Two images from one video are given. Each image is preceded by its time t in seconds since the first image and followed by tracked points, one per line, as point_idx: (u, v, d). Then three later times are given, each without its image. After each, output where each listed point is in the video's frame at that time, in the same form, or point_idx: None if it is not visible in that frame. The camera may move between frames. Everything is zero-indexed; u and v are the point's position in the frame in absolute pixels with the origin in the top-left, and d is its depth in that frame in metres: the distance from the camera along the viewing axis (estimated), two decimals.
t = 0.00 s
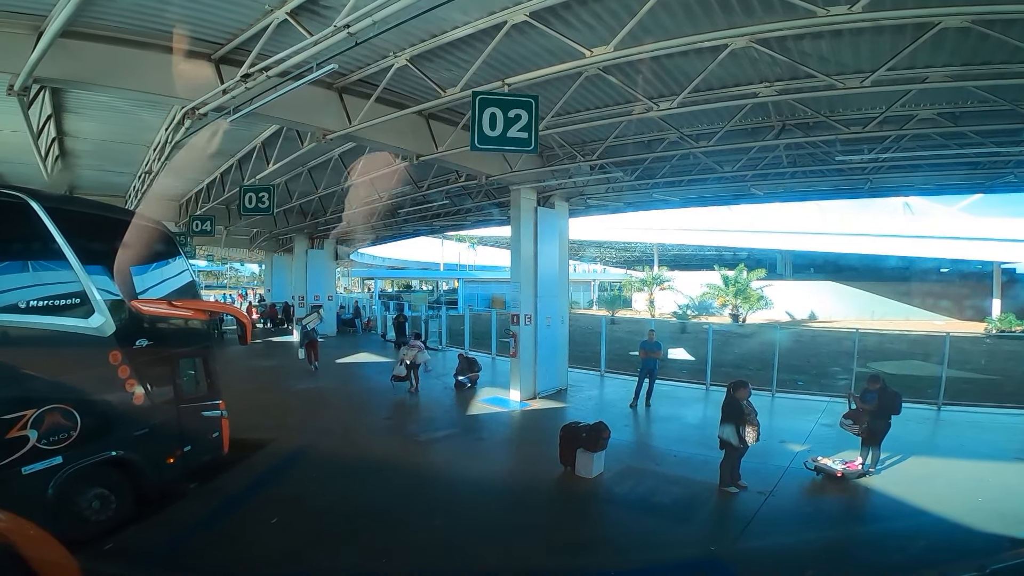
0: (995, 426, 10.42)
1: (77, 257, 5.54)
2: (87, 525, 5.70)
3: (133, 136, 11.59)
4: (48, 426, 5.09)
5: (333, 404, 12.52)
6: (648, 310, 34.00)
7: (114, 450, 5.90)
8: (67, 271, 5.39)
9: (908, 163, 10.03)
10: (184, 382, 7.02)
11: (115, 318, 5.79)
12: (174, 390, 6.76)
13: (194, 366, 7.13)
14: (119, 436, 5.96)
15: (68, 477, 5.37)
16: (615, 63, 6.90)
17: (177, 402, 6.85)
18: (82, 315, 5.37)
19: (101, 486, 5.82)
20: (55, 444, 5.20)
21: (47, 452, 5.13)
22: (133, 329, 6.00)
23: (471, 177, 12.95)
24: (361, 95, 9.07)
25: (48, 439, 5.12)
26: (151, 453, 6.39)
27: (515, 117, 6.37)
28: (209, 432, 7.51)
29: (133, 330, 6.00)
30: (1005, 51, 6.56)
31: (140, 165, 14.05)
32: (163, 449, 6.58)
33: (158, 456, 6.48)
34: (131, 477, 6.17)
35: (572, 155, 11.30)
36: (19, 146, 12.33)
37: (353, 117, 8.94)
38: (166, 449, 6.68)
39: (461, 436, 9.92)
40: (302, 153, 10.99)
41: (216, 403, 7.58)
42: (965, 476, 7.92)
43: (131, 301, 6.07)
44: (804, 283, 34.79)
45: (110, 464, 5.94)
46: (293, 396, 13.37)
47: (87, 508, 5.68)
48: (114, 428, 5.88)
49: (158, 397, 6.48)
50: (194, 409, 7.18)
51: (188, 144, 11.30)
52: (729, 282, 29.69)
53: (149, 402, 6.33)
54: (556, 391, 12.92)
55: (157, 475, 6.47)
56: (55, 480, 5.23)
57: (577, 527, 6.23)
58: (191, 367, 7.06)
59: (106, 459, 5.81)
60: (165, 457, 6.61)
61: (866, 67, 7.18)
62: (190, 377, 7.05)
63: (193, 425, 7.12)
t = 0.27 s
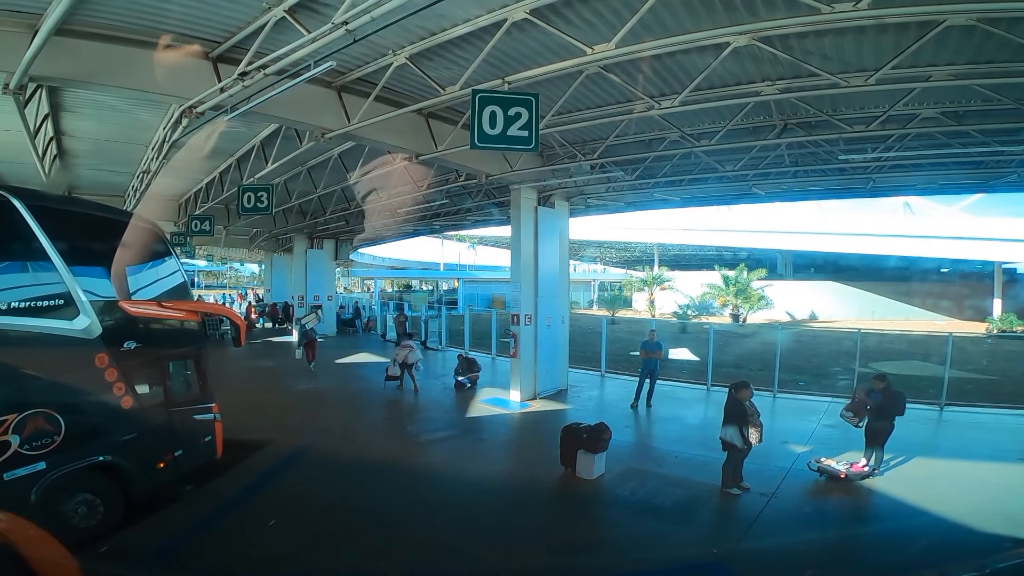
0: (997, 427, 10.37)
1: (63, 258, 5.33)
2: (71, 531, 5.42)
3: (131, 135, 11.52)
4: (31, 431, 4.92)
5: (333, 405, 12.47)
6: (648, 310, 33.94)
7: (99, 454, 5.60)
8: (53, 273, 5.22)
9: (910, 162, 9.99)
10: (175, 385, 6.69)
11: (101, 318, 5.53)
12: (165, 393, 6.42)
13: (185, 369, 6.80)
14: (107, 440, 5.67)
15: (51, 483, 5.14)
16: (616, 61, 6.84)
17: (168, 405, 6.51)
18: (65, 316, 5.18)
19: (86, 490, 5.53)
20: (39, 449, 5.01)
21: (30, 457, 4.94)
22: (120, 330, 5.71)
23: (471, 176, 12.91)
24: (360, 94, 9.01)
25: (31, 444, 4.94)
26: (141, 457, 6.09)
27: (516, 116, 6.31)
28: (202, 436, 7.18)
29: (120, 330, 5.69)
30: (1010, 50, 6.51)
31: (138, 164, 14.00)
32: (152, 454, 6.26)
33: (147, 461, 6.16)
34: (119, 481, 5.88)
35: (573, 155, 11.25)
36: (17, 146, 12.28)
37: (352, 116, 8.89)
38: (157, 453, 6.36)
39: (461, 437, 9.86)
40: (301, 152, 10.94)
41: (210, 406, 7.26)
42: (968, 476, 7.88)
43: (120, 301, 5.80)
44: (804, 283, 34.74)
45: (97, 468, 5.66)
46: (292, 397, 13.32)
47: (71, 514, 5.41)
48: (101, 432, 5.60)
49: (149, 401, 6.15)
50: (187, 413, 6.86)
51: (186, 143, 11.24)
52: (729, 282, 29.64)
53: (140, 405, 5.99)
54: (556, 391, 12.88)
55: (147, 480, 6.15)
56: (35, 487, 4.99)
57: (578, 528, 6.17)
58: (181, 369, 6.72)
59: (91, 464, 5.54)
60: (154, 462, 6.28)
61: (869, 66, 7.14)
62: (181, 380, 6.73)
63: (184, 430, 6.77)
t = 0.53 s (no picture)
0: (1000, 427, 10.32)
1: (48, 259, 5.13)
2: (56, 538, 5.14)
3: (130, 134, 11.48)
4: (13, 437, 4.66)
5: (332, 405, 12.43)
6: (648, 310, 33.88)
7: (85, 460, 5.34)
8: (37, 275, 5.04)
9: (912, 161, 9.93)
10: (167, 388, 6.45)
11: (90, 319, 5.38)
12: (155, 396, 6.18)
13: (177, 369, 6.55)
14: (94, 445, 5.40)
15: (34, 489, 4.85)
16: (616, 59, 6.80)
17: (158, 409, 6.25)
18: (48, 318, 5.02)
19: (72, 496, 5.26)
20: (21, 455, 4.73)
21: (12, 463, 4.66)
22: (107, 333, 5.49)
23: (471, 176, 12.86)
24: (360, 93, 8.97)
25: (12, 450, 4.66)
26: (131, 461, 5.85)
27: (516, 114, 6.26)
28: (195, 440, 6.93)
29: (107, 333, 5.50)
30: (1014, 47, 6.46)
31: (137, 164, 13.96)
32: (142, 459, 6.02)
33: (138, 467, 5.92)
34: (108, 486, 5.62)
35: (573, 154, 11.21)
36: (16, 146, 12.24)
37: (351, 115, 8.85)
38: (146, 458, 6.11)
39: (461, 437, 9.81)
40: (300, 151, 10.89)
41: (202, 410, 7.01)
42: (972, 477, 7.83)
43: (109, 302, 5.61)
44: (805, 283, 34.67)
45: (84, 473, 5.39)
46: (292, 397, 13.28)
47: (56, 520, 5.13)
48: (87, 438, 5.32)
49: (138, 405, 5.90)
50: (179, 417, 6.61)
51: (185, 142, 11.20)
52: (729, 281, 29.58)
53: (128, 409, 5.75)
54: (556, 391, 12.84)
55: (136, 485, 5.88)
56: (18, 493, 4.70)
57: (578, 529, 6.13)
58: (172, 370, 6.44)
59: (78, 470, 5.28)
60: (144, 467, 6.04)
61: (872, 64, 7.10)
62: (172, 382, 6.48)
63: (176, 434, 6.53)
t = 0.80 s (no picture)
0: (1002, 427, 10.28)
1: (29, 260, 4.91)
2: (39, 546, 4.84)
3: (128, 134, 11.45)
4: None
5: (332, 405, 12.39)
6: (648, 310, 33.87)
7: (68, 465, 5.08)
8: (18, 276, 4.80)
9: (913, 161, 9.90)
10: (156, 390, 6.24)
11: (80, 319, 5.22)
12: (143, 399, 5.95)
13: (167, 371, 6.36)
14: (79, 449, 5.18)
15: (14, 496, 4.58)
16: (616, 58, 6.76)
17: (146, 412, 6.02)
18: (30, 319, 4.78)
19: (57, 502, 5.00)
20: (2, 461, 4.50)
21: None
22: (93, 334, 5.28)
23: (471, 176, 12.83)
24: (359, 92, 8.94)
25: None
26: (118, 466, 5.64)
27: (516, 114, 6.24)
28: (184, 444, 6.67)
29: (96, 334, 5.31)
30: (1016, 47, 6.44)
31: (135, 165, 13.93)
32: (129, 464, 5.78)
33: (124, 471, 5.69)
34: (93, 492, 5.35)
35: (573, 154, 11.18)
36: (14, 146, 12.21)
37: (350, 114, 8.80)
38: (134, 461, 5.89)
39: (461, 438, 9.77)
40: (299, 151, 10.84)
41: (192, 413, 6.79)
42: (974, 478, 7.79)
43: (94, 303, 5.35)
44: (805, 283, 34.64)
45: (69, 478, 5.13)
46: (291, 398, 13.25)
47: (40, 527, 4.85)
48: (73, 441, 5.10)
49: (125, 408, 5.68)
50: (168, 421, 6.37)
51: (184, 142, 11.17)
52: (729, 281, 29.54)
53: (115, 412, 5.54)
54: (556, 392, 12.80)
55: (124, 489, 5.68)
56: None
57: (577, 530, 6.09)
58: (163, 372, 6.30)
59: (62, 475, 5.02)
60: (130, 472, 5.80)
61: (874, 63, 7.08)
62: (161, 385, 6.27)
63: (165, 437, 6.30)
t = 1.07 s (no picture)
0: (1004, 427, 10.26)
1: (11, 260, 4.62)
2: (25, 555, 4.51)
3: (127, 134, 11.42)
4: None
5: (332, 406, 12.39)
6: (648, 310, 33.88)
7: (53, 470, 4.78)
8: None
9: (914, 160, 9.88)
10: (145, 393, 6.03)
11: (67, 321, 5.00)
12: (131, 401, 5.73)
13: (157, 374, 6.17)
14: (64, 453, 4.89)
15: None
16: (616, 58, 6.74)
17: (134, 416, 5.83)
18: (10, 322, 4.50)
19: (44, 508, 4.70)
20: None
21: None
22: (76, 336, 5.05)
23: (471, 176, 12.83)
24: (358, 92, 8.92)
25: None
26: (106, 470, 5.40)
27: (516, 113, 6.21)
28: (176, 447, 6.54)
29: (82, 335, 5.11)
30: (1017, 46, 6.42)
31: (135, 165, 13.91)
32: (118, 468, 5.58)
33: (112, 476, 5.47)
34: (80, 498, 5.08)
35: (573, 153, 11.16)
36: (14, 146, 12.20)
37: (350, 114, 8.79)
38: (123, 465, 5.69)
39: (460, 438, 9.74)
40: (298, 151, 10.82)
41: (184, 416, 6.66)
42: (976, 479, 7.76)
43: (80, 303, 5.11)
44: (805, 283, 34.62)
45: (55, 484, 4.84)
46: (291, 398, 13.24)
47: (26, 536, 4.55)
48: (55, 446, 4.81)
49: (112, 410, 5.46)
50: (159, 424, 6.24)
51: (184, 142, 11.16)
52: (729, 281, 29.53)
53: (99, 415, 5.28)
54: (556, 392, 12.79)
55: (113, 495, 5.47)
56: None
57: (578, 531, 6.06)
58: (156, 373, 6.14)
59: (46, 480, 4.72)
60: (120, 476, 5.60)
61: (875, 63, 7.07)
62: (151, 387, 6.08)
63: (156, 441, 6.17)
